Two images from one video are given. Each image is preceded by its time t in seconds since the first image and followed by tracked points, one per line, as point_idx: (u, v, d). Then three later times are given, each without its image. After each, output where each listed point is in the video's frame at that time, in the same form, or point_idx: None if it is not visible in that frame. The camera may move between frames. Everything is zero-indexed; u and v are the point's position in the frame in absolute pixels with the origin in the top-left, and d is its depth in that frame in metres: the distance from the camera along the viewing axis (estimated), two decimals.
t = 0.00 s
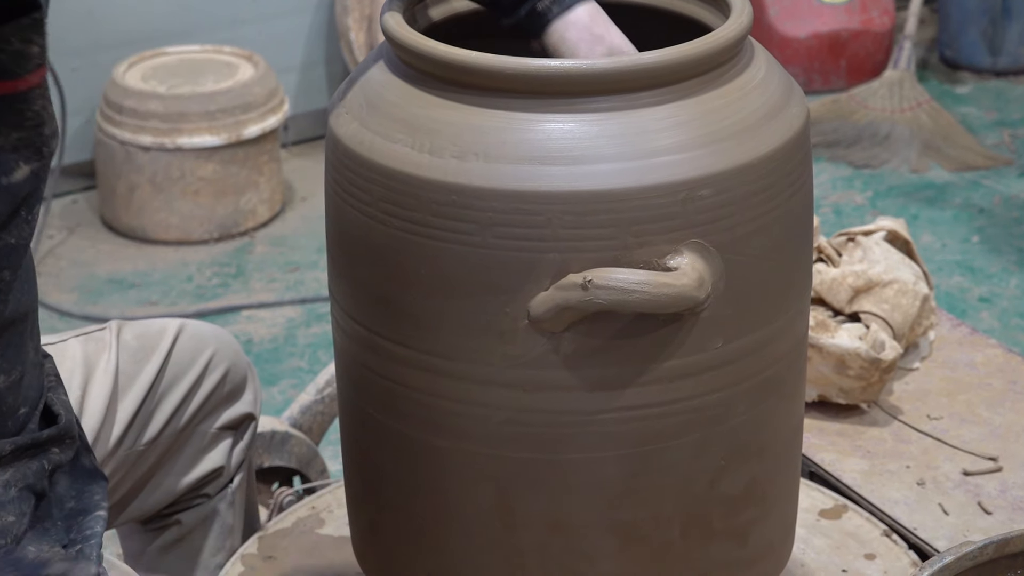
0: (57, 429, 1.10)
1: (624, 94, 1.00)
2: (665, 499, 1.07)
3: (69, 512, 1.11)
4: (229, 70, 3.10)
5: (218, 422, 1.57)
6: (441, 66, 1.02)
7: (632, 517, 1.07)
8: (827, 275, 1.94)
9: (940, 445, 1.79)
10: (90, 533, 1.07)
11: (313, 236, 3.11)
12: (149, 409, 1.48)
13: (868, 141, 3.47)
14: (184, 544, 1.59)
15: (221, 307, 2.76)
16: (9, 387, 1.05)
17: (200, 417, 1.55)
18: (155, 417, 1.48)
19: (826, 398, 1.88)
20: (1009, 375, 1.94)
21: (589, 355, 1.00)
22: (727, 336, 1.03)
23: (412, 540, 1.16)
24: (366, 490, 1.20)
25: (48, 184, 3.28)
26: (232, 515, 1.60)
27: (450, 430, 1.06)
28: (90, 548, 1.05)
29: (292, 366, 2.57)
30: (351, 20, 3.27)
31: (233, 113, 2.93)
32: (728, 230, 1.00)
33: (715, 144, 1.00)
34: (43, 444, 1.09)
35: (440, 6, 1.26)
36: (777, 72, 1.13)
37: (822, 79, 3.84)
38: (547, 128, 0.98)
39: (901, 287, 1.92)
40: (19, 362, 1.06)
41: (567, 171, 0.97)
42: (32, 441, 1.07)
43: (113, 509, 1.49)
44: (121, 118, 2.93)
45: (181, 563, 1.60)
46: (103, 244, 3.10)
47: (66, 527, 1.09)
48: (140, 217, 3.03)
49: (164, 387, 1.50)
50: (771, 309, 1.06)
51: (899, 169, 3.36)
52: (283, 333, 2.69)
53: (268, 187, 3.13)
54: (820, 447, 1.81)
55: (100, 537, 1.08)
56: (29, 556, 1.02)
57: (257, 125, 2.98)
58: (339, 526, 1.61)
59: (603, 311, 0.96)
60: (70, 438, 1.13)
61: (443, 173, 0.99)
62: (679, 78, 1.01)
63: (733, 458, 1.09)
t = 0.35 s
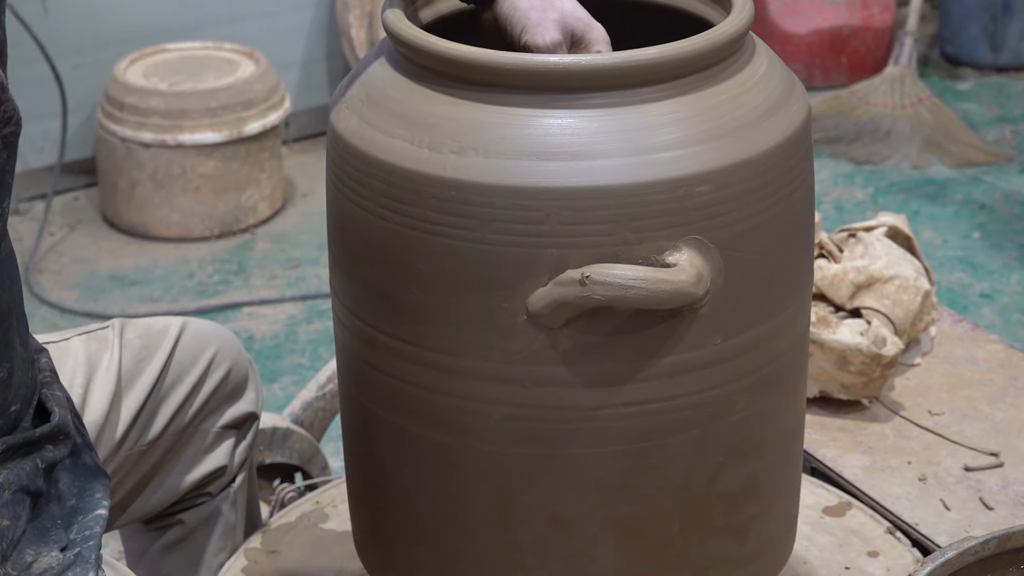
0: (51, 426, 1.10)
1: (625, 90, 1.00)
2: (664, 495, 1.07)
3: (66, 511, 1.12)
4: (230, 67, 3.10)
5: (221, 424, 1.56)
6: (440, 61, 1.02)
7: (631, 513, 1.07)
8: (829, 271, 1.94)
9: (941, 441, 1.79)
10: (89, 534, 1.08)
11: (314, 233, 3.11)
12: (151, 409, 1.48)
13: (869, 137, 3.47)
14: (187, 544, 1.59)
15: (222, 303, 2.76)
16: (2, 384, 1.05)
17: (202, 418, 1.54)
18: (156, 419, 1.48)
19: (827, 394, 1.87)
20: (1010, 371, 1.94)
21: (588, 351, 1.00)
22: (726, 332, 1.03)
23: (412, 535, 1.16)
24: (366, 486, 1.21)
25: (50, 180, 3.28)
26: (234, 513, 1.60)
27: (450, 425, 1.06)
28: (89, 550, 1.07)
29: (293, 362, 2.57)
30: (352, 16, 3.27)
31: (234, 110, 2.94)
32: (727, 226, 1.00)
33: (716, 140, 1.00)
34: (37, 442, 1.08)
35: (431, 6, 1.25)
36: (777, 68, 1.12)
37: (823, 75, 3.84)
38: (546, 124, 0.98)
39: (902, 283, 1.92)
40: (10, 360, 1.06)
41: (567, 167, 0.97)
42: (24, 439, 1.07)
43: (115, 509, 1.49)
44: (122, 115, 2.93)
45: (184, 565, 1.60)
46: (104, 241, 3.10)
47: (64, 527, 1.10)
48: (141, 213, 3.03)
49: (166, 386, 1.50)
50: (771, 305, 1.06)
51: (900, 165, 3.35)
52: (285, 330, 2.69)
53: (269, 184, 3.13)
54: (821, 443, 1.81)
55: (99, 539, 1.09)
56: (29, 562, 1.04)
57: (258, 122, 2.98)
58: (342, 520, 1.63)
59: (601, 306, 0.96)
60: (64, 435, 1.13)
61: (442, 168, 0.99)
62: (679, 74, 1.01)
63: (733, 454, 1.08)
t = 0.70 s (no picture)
0: (44, 418, 1.10)
1: (624, 87, 0.99)
2: (656, 493, 1.07)
3: (62, 505, 1.12)
4: (230, 64, 3.10)
5: (222, 422, 1.56)
6: (436, 57, 1.02)
7: (624, 512, 1.07)
8: (829, 268, 1.94)
9: (942, 437, 1.80)
10: (86, 529, 1.09)
11: (315, 230, 3.11)
12: (151, 405, 1.48)
13: (869, 134, 3.47)
14: (190, 541, 1.59)
15: (223, 301, 2.76)
16: None
17: (204, 414, 1.55)
18: (157, 416, 1.49)
19: (828, 390, 1.88)
20: (1010, 367, 1.94)
21: (582, 348, 1.00)
22: (721, 331, 1.03)
23: (407, 532, 1.16)
24: (365, 482, 1.21)
25: (50, 177, 3.28)
26: (237, 511, 1.60)
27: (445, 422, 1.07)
28: (87, 547, 1.07)
29: (293, 359, 2.57)
30: (352, 13, 3.27)
31: (234, 107, 2.94)
32: (721, 224, 1.00)
33: (713, 137, 1.00)
34: (31, 434, 1.09)
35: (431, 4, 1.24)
36: (777, 65, 1.12)
37: (823, 72, 3.84)
38: (541, 120, 0.98)
39: (902, 280, 1.92)
40: None
41: (565, 164, 0.97)
42: (17, 432, 1.07)
43: (116, 506, 1.49)
44: (122, 112, 2.93)
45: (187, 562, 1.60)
46: (104, 239, 3.10)
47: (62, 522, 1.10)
48: (141, 211, 3.03)
49: (166, 383, 1.50)
50: (769, 303, 1.06)
51: (900, 162, 3.35)
52: (285, 327, 2.69)
53: (269, 182, 3.13)
54: (821, 439, 1.81)
55: (98, 534, 1.09)
56: (27, 556, 1.04)
57: (258, 119, 2.98)
58: (349, 514, 1.63)
59: (591, 303, 0.96)
60: (59, 427, 1.13)
61: (436, 164, 1.00)
62: (677, 71, 1.01)
63: (727, 453, 1.08)
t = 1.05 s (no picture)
0: (44, 415, 1.10)
1: (621, 87, 0.99)
2: (645, 495, 1.06)
3: (62, 503, 1.12)
4: (230, 63, 3.10)
5: (221, 421, 1.56)
6: (433, 56, 1.03)
7: (612, 513, 1.07)
8: (829, 268, 1.94)
9: (942, 437, 1.80)
10: (88, 527, 1.09)
11: (315, 230, 3.11)
12: (150, 405, 1.48)
13: (869, 133, 3.47)
14: (190, 543, 1.61)
15: (223, 300, 2.76)
16: None
17: (203, 414, 1.54)
18: (156, 416, 1.49)
19: (828, 390, 1.88)
20: (1010, 367, 1.94)
21: (571, 348, 1.00)
22: (711, 334, 1.02)
23: (400, 528, 1.17)
24: (360, 480, 1.22)
25: (50, 177, 3.28)
26: (238, 512, 1.61)
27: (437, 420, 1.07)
28: (90, 544, 1.06)
29: (293, 359, 2.57)
30: (352, 13, 3.27)
31: (234, 106, 2.94)
32: (712, 226, 0.99)
33: (710, 138, 0.99)
34: (31, 431, 1.09)
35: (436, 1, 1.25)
36: (777, 66, 1.12)
37: (823, 71, 3.84)
38: (532, 120, 0.99)
39: (902, 280, 1.92)
40: None
41: (562, 163, 0.97)
42: (17, 429, 1.07)
43: (116, 505, 1.49)
44: (122, 112, 2.93)
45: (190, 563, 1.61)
46: (104, 239, 3.10)
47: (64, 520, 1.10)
48: (141, 211, 3.04)
49: (165, 379, 1.50)
50: (766, 305, 1.06)
51: (900, 161, 3.35)
52: (285, 327, 2.69)
53: (269, 181, 3.13)
54: (822, 439, 1.81)
55: (98, 533, 1.09)
56: (29, 553, 1.04)
57: (259, 119, 2.98)
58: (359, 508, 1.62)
59: (576, 304, 0.96)
60: (60, 424, 1.13)
61: (426, 163, 1.00)
62: (675, 71, 1.01)
63: (718, 455, 1.08)
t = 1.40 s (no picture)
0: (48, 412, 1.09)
1: (616, 88, 0.99)
2: (630, 498, 1.06)
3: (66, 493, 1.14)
4: (228, 64, 3.10)
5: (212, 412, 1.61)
6: (426, 56, 1.03)
7: (597, 515, 1.07)
8: (826, 269, 1.94)
9: (939, 438, 1.80)
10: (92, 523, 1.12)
11: (313, 230, 3.12)
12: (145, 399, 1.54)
13: (867, 134, 3.47)
14: (191, 542, 1.65)
15: (221, 301, 2.76)
16: None
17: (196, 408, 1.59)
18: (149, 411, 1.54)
19: (825, 391, 1.88)
20: (1007, 368, 1.94)
21: (557, 349, 1.00)
22: (696, 338, 1.02)
23: (390, 525, 1.18)
24: (354, 475, 1.23)
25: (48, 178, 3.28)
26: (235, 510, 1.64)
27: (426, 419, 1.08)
28: (98, 537, 1.12)
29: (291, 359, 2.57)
30: (350, 13, 3.27)
31: (233, 107, 2.94)
32: (697, 230, 0.99)
33: (702, 140, 0.99)
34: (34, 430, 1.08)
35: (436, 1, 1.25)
36: (774, 68, 1.12)
37: (821, 72, 3.84)
38: (520, 121, 0.99)
39: (899, 281, 1.92)
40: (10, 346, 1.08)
41: (555, 165, 0.97)
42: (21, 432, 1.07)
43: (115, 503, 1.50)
44: (120, 112, 2.93)
45: (192, 559, 1.65)
46: (102, 239, 3.10)
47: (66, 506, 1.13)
48: (140, 211, 3.04)
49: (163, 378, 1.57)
50: (757, 308, 1.05)
51: (898, 162, 3.36)
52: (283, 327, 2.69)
53: (267, 181, 3.13)
54: (819, 440, 1.81)
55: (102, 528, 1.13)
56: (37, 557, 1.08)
57: (257, 119, 2.98)
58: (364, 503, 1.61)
59: (557, 304, 0.97)
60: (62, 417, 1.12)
61: (414, 162, 1.01)
62: (670, 73, 1.01)
63: (705, 460, 1.08)
